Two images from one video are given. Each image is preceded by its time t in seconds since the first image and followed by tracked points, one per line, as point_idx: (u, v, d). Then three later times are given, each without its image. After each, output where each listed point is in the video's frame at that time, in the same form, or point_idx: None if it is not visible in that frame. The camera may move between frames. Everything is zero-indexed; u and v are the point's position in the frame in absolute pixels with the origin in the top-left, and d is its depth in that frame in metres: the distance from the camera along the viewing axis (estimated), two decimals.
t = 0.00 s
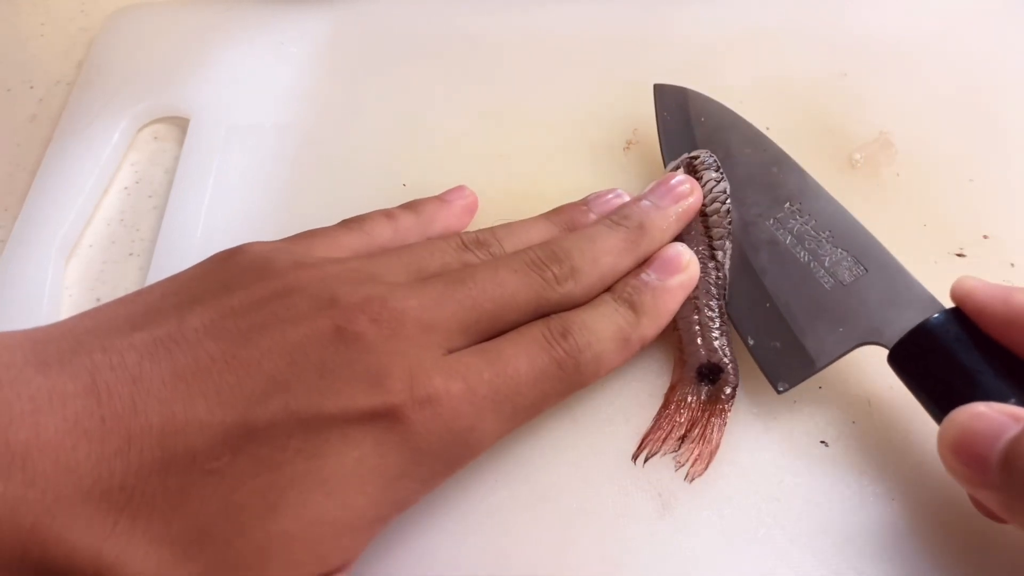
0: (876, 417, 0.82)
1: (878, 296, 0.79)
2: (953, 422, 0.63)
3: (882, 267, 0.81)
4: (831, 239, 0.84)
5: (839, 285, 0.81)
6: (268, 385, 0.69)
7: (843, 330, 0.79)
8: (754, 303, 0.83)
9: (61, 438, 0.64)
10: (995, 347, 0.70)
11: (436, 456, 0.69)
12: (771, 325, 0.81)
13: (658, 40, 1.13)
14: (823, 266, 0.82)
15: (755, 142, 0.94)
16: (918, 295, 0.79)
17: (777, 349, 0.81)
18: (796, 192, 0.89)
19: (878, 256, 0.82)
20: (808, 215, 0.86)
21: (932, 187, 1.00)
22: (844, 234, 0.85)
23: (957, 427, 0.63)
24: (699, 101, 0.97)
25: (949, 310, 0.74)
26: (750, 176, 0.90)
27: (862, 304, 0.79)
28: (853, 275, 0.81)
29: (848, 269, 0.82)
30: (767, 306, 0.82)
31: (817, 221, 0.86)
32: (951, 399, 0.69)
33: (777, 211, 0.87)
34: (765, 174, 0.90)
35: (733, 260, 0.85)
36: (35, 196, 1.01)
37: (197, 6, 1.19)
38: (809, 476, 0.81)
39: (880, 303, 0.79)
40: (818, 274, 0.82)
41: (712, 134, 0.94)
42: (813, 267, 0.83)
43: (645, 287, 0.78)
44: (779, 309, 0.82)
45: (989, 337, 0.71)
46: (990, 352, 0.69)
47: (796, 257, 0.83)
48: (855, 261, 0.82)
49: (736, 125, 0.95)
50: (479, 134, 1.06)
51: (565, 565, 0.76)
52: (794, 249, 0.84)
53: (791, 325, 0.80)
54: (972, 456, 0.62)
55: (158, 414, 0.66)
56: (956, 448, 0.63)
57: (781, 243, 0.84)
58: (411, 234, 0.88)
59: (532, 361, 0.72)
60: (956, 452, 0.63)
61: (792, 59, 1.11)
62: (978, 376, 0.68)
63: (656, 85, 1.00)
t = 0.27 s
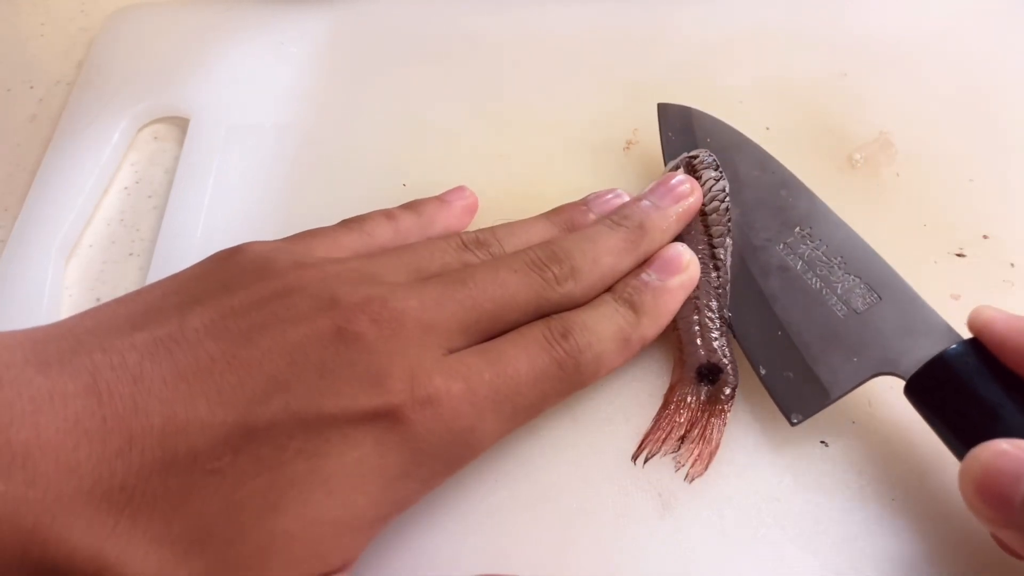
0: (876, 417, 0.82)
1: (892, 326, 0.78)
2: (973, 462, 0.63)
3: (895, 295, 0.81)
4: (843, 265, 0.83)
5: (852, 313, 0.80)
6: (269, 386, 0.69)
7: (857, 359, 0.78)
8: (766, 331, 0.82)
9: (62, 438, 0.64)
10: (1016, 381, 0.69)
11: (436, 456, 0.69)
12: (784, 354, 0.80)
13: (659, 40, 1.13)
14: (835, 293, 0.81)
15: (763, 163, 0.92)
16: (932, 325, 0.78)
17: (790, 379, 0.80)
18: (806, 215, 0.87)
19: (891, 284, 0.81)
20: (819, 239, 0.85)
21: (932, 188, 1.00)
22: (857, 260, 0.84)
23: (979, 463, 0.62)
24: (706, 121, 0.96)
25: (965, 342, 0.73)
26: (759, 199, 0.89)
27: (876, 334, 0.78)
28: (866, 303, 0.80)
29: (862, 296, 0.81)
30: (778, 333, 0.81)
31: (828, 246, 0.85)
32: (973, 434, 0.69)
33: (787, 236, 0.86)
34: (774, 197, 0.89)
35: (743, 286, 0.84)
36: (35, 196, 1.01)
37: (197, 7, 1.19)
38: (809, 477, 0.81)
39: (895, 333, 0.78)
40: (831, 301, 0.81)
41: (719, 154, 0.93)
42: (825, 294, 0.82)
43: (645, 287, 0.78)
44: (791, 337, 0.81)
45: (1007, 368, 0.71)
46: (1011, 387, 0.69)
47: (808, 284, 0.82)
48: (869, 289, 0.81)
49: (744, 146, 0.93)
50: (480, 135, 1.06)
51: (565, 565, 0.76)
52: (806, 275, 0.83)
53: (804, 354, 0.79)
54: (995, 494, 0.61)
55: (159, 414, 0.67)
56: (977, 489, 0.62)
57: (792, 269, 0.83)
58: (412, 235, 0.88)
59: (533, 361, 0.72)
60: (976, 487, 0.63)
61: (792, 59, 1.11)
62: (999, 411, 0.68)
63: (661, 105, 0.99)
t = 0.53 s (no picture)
0: (876, 417, 0.82)
1: (903, 343, 0.78)
2: (989, 488, 0.64)
3: (906, 311, 0.80)
4: (852, 281, 0.83)
5: (862, 331, 0.79)
6: (270, 386, 0.69)
7: (868, 378, 0.77)
8: (775, 350, 0.81)
9: (62, 438, 0.64)
10: None
11: (436, 456, 0.69)
12: (794, 374, 0.80)
13: (659, 40, 1.13)
14: (844, 310, 0.80)
15: (768, 177, 0.91)
16: (944, 342, 0.77)
17: (801, 399, 0.79)
18: (814, 230, 0.86)
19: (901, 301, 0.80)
20: (827, 255, 0.84)
21: (932, 188, 0.99)
22: (865, 276, 0.83)
23: (1000, 493, 0.63)
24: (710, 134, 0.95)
25: (978, 359, 0.73)
26: (765, 214, 0.88)
27: (886, 352, 0.77)
28: (876, 320, 0.79)
29: (871, 313, 0.80)
30: (787, 352, 0.80)
31: (836, 262, 0.84)
32: (990, 456, 0.68)
33: (794, 252, 0.85)
34: (781, 212, 0.88)
35: (750, 304, 0.83)
36: (35, 196, 1.01)
37: (197, 7, 1.19)
38: (809, 476, 0.81)
39: (906, 351, 0.77)
40: (840, 318, 0.80)
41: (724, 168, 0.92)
42: (834, 311, 0.81)
43: (645, 287, 0.78)
44: (801, 356, 0.80)
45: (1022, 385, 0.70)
46: None
47: (816, 301, 0.82)
48: (878, 305, 0.80)
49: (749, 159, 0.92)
50: (479, 135, 1.06)
51: (565, 565, 0.77)
52: (814, 292, 0.82)
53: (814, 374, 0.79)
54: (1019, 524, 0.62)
55: (159, 413, 0.67)
56: (996, 515, 0.63)
57: (800, 286, 0.83)
58: (412, 235, 0.88)
59: (533, 361, 0.72)
60: (999, 515, 0.63)
61: (792, 59, 1.11)
62: (1017, 432, 0.67)
63: (663, 116, 0.98)
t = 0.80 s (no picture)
0: (876, 417, 0.82)
1: (899, 329, 0.78)
2: (986, 464, 0.63)
3: (901, 299, 0.80)
4: (847, 270, 0.83)
5: (859, 318, 0.79)
6: (260, 386, 0.69)
7: (866, 364, 0.77)
8: (773, 336, 0.81)
9: (51, 438, 0.64)
10: None
11: (432, 457, 0.69)
12: (793, 361, 0.79)
13: (659, 39, 1.12)
14: (841, 297, 0.81)
15: (762, 171, 0.92)
16: (940, 328, 0.78)
17: (799, 385, 0.79)
18: (808, 221, 0.87)
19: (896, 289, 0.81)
20: (821, 244, 0.85)
21: (933, 188, 0.99)
22: (860, 265, 0.83)
23: (999, 468, 0.62)
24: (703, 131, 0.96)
25: (976, 343, 0.74)
26: (759, 206, 0.89)
27: (883, 338, 0.78)
28: (872, 307, 0.80)
29: (867, 301, 0.80)
30: (785, 339, 0.80)
31: (831, 252, 0.85)
32: (988, 435, 0.69)
33: (789, 242, 0.86)
34: (775, 204, 0.89)
35: (746, 293, 0.84)
36: (34, 195, 1.01)
37: (196, 7, 1.19)
38: (809, 476, 0.80)
39: (903, 337, 0.77)
40: (837, 305, 0.80)
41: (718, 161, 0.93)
42: (830, 299, 0.81)
43: (648, 292, 0.78)
44: (798, 343, 0.80)
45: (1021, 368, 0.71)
46: None
47: (812, 289, 0.82)
48: (874, 293, 0.81)
49: (743, 153, 0.93)
50: (479, 135, 1.06)
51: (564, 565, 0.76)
52: (810, 280, 0.83)
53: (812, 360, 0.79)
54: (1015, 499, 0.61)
55: (147, 413, 0.67)
56: (994, 491, 0.62)
57: (795, 274, 0.83)
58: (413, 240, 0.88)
59: (529, 367, 0.72)
60: (996, 491, 0.62)
61: (792, 59, 1.11)
62: (1015, 412, 0.68)
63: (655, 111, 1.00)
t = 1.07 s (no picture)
0: (876, 418, 0.82)
1: (879, 302, 0.80)
2: (957, 426, 0.62)
3: (883, 273, 0.82)
4: (831, 244, 0.85)
5: (840, 290, 0.81)
6: (258, 391, 0.69)
7: (845, 334, 0.79)
8: (756, 307, 0.82)
9: (50, 445, 0.64)
10: (1005, 353, 0.69)
11: (432, 459, 0.69)
12: (774, 331, 0.81)
13: (658, 39, 1.12)
14: (823, 270, 0.82)
15: (752, 150, 0.94)
16: (919, 302, 0.80)
17: (779, 355, 0.80)
18: (795, 198, 0.89)
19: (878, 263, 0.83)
20: (807, 220, 0.87)
21: (932, 187, 0.99)
22: (844, 240, 0.85)
23: (967, 428, 0.61)
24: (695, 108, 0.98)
25: (952, 314, 0.73)
26: (748, 182, 0.90)
27: (862, 310, 0.80)
28: (854, 280, 0.82)
29: (849, 274, 0.82)
30: (768, 310, 0.82)
31: (816, 227, 0.86)
32: (958, 404, 0.69)
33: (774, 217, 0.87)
34: (763, 181, 0.90)
35: (732, 265, 0.85)
36: (34, 195, 1.01)
37: (196, 7, 1.19)
38: (809, 476, 0.80)
39: (883, 309, 0.79)
40: (819, 278, 0.82)
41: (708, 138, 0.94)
42: (813, 271, 0.83)
43: (652, 300, 0.78)
44: (780, 313, 0.81)
45: (995, 340, 0.70)
46: (998, 358, 0.68)
47: (796, 261, 0.84)
48: (856, 267, 0.82)
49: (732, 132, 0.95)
50: (479, 135, 1.06)
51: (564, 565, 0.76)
52: (794, 254, 0.84)
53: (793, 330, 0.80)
54: (981, 458, 0.60)
55: (144, 420, 0.67)
56: (962, 451, 0.62)
57: (779, 248, 0.85)
58: (414, 242, 0.88)
59: (530, 374, 0.72)
60: (964, 452, 0.62)
61: (792, 59, 1.10)
62: (986, 381, 0.67)
63: (651, 92, 1.00)
